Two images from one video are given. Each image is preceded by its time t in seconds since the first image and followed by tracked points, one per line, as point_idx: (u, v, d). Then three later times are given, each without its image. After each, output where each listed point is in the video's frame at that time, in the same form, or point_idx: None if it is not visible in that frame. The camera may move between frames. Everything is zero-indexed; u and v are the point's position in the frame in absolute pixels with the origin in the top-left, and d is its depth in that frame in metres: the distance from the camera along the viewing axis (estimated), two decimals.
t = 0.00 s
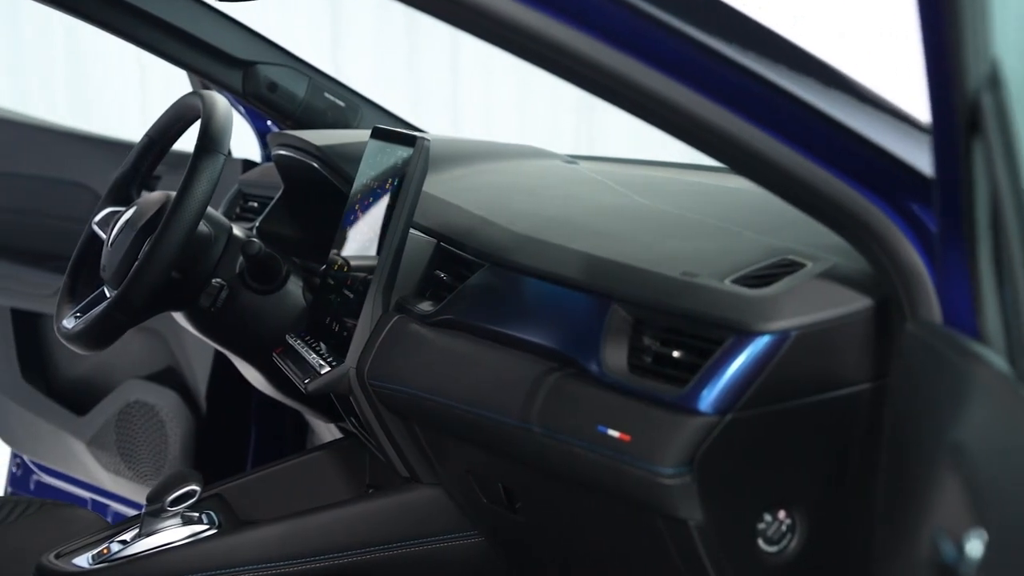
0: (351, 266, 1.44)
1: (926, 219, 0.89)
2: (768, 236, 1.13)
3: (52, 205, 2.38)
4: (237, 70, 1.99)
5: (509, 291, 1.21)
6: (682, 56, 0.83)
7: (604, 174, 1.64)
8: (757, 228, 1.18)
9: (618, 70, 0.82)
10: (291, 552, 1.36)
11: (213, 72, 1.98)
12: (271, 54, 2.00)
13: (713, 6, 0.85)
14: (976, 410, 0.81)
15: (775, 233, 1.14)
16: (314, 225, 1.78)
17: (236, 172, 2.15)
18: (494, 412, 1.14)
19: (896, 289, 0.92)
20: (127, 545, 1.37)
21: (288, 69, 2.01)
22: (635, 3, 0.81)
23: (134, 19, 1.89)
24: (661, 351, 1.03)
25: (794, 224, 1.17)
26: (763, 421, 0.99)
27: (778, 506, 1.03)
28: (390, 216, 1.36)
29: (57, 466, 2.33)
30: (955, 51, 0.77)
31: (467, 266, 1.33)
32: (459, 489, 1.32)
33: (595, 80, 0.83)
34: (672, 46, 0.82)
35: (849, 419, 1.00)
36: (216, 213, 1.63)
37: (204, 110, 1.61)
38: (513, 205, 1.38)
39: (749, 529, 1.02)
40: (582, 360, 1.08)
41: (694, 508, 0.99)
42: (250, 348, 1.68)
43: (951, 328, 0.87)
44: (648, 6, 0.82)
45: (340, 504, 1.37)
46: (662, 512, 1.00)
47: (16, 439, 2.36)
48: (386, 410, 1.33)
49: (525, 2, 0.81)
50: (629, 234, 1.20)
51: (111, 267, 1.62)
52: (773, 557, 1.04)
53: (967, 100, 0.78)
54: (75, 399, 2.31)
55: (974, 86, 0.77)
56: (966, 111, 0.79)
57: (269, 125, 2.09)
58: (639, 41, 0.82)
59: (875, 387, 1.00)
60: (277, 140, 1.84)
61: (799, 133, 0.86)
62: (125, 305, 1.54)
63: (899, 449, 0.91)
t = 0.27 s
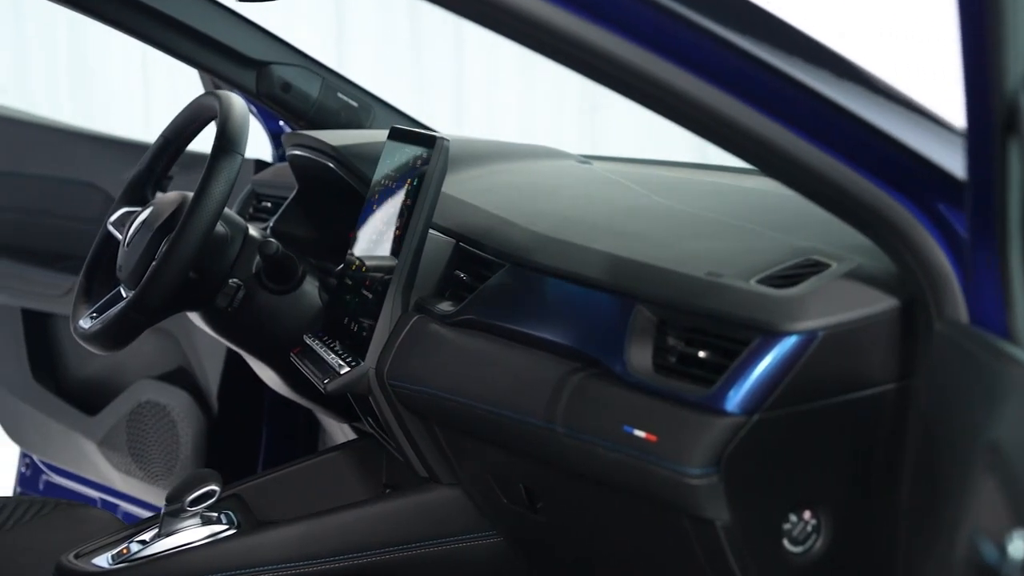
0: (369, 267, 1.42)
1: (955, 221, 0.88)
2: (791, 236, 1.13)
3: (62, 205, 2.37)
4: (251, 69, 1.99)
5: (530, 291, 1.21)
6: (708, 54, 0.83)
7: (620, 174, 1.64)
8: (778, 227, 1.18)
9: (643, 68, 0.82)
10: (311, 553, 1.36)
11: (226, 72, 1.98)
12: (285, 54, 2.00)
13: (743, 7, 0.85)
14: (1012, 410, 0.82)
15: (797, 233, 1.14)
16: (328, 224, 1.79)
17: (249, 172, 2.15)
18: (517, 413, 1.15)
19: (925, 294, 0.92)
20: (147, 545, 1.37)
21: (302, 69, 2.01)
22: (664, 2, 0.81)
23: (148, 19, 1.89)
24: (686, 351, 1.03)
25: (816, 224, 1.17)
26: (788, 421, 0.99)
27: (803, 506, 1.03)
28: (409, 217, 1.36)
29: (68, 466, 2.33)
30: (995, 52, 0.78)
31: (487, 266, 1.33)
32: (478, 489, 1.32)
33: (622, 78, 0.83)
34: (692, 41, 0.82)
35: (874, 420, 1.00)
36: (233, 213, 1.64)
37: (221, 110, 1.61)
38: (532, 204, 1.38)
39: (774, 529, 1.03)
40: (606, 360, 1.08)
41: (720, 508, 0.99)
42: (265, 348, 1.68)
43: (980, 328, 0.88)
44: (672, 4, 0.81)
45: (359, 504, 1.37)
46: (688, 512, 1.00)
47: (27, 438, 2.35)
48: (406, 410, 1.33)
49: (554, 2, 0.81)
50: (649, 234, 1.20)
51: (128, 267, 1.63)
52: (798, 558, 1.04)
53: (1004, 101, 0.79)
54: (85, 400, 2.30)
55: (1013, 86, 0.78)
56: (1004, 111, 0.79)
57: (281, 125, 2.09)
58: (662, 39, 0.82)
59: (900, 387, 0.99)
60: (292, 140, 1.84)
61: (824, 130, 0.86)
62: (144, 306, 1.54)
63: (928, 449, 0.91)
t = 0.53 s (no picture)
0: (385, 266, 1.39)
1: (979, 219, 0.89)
2: (812, 236, 1.13)
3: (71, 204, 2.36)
4: (264, 69, 1.99)
5: (552, 291, 1.21)
6: (734, 52, 0.82)
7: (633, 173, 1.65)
8: (799, 228, 1.18)
9: (671, 67, 0.81)
10: (331, 553, 1.36)
11: (240, 73, 1.98)
12: (298, 54, 2.00)
13: (772, 7, 0.85)
14: None
15: (818, 233, 1.14)
16: (343, 224, 1.79)
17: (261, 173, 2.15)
18: (539, 413, 1.15)
19: (952, 298, 0.93)
20: (166, 545, 1.37)
21: (314, 69, 2.02)
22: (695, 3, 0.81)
23: (162, 19, 1.89)
24: (710, 351, 1.03)
25: (836, 224, 1.17)
26: (814, 421, 0.99)
27: (828, 507, 1.03)
28: (427, 217, 1.36)
29: (78, 466, 2.33)
30: None
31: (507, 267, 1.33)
32: (497, 489, 1.32)
33: (648, 78, 0.82)
34: (709, 34, 0.81)
35: (898, 419, 1.00)
36: (249, 214, 1.64)
37: (238, 111, 1.61)
38: (549, 204, 1.38)
39: (800, 529, 1.03)
40: (630, 360, 1.08)
41: (747, 509, 0.99)
42: (280, 349, 1.68)
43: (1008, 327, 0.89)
44: None
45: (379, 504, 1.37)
46: (713, 512, 1.01)
47: (38, 440, 2.35)
48: (425, 410, 1.34)
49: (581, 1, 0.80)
50: (669, 234, 1.20)
51: (144, 268, 1.63)
52: (824, 558, 1.04)
53: None
54: (95, 400, 2.30)
55: None
56: None
57: (293, 124, 2.09)
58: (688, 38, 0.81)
59: (925, 388, 0.99)
60: (307, 140, 1.84)
61: (848, 128, 0.86)
62: (161, 307, 1.54)
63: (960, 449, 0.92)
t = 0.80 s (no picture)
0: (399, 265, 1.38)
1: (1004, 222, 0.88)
2: (831, 236, 1.13)
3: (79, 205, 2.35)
4: (275, 70, 1.99)
5: (571, 292, 1.21)
6: (758, 53, 0.80)
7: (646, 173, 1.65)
8: (816, 228, 1.18)
9: (693, 68, 0.80)
10: (347, 552, 1.35)
11: (252, 73, 1.98)
12: (309, 54, 2.00)
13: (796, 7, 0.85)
14: None
15: (837, 233, 1.14)
16: (356, 224, 1.78)
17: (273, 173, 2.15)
18: (558, 413, 1.15)
19: (972, 296, 0.93)
20: (182, 545, 1.37)
21: (326, 70, 2.02)
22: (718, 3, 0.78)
23: (174, 19, 1.89)
24: (731, 351, 1.03)
25: (854, 224, 1.17)
26: (836, 422, 0.99)
27: (850, 508, 1.03)
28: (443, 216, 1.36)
29: (87, 466, 2.32)
30: None
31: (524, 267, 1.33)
32: (513, 490, 1.32)
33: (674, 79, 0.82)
34: (736, 37, 0.79)
35: (920, 419, 1.00)
36: (263, 214, 1.64)
37: (251, 112, 1.61)
38: (565, 204, 1.38)
39: (821, 530, 1.03)
40: (649, 361, 1.08)
41: (769, 510, 0.99)
42: (294, 349, 1.68)
43: None
44: None
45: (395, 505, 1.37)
46: (735, 513, 1.01)
47: (46, 439, 2.35)
48: (441, 410, 1.34)
49: None
50: (686, 234, 1.20)
51: (157, 268, 1.63)
52: (845, 558, 1.04)
53: None
54: (105, 399, 2.30)
55: None
56: None
57: (303, 124, 2.09)
58: (711, 38, 0.80)
59: (946, 388, 1.00)
60: (318, 140, 1.85)
61: (874, 129, 0.84)
62: (176, 307, 1.55)
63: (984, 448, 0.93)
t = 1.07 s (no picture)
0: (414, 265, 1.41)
1: None
2: (850, 236, 1.13)
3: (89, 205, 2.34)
4: (287, 70, 1.99)
5: (590, 292, 1.21)
6: (784, 54, 0.79)
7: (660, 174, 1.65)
8: (835, 228, 1.18)
9: (721, 68, 0.80)
10: (365, 553, 1.35)
11: (265, 74, 1.98)
12: (321, 55, 2.00)
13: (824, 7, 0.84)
14: None
15: (856, 233, 1.14)
16: (370, 224, 1.78)
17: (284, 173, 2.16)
18: (579, 414, 1.15)
19: (995, 296, 0.93)
20: (199, 545, 1.37)
21: (338, 70, 2.02)
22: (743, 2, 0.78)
23: (187, 20, 1.89)
24: (752, 352, 1.03)
25: (873, 224, 1.17)
26: (860, 422, 0.99)
27: (872, 508, 1.03)
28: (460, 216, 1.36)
29: (98, 466, 2.32)
30: None
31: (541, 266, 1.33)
32: (531, 490, 1.32)
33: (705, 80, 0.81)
34: (763, 37, 0.79)
35: (943, 420, 1.00)
36: (277, 214, 1.64)
37: (266, 112, 1.61)
38: (581, 204, 1.38)
39: (844, 530, 1.03)
40: (670, 361, 1.08)
41: (793, 510, 1.00)
42: (309, 350, 1.68)
43: None
44: None
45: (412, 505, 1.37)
46: (760, 513, 1.01)
47: (57, 439, 2.35)
48: (459, 410, 1.34)
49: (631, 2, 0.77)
50: (705, 234, 1.21)
51: (172, 268, 1.63)
52: (867, 558, 1.05)
53: None
54: (115, 399, 2.30)
55: None
56: None
57: (315, 124, 2.09)
58: (739, 39, 0.79)
59: (969, 388, 0.99)
60: (331, 141, 1.85)
61: (900, 130, 0.83)
62: (191, 307, 1.55)
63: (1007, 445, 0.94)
